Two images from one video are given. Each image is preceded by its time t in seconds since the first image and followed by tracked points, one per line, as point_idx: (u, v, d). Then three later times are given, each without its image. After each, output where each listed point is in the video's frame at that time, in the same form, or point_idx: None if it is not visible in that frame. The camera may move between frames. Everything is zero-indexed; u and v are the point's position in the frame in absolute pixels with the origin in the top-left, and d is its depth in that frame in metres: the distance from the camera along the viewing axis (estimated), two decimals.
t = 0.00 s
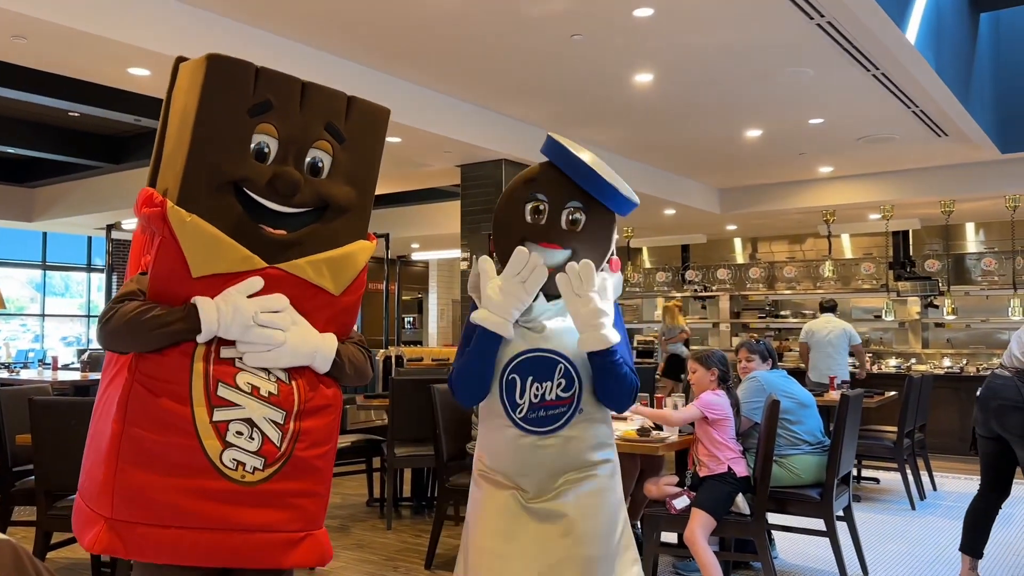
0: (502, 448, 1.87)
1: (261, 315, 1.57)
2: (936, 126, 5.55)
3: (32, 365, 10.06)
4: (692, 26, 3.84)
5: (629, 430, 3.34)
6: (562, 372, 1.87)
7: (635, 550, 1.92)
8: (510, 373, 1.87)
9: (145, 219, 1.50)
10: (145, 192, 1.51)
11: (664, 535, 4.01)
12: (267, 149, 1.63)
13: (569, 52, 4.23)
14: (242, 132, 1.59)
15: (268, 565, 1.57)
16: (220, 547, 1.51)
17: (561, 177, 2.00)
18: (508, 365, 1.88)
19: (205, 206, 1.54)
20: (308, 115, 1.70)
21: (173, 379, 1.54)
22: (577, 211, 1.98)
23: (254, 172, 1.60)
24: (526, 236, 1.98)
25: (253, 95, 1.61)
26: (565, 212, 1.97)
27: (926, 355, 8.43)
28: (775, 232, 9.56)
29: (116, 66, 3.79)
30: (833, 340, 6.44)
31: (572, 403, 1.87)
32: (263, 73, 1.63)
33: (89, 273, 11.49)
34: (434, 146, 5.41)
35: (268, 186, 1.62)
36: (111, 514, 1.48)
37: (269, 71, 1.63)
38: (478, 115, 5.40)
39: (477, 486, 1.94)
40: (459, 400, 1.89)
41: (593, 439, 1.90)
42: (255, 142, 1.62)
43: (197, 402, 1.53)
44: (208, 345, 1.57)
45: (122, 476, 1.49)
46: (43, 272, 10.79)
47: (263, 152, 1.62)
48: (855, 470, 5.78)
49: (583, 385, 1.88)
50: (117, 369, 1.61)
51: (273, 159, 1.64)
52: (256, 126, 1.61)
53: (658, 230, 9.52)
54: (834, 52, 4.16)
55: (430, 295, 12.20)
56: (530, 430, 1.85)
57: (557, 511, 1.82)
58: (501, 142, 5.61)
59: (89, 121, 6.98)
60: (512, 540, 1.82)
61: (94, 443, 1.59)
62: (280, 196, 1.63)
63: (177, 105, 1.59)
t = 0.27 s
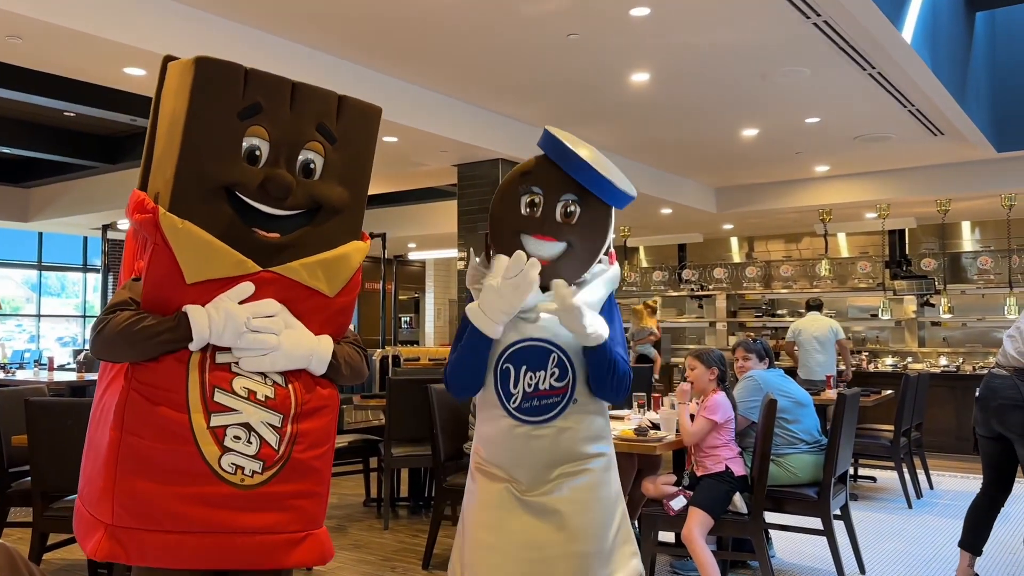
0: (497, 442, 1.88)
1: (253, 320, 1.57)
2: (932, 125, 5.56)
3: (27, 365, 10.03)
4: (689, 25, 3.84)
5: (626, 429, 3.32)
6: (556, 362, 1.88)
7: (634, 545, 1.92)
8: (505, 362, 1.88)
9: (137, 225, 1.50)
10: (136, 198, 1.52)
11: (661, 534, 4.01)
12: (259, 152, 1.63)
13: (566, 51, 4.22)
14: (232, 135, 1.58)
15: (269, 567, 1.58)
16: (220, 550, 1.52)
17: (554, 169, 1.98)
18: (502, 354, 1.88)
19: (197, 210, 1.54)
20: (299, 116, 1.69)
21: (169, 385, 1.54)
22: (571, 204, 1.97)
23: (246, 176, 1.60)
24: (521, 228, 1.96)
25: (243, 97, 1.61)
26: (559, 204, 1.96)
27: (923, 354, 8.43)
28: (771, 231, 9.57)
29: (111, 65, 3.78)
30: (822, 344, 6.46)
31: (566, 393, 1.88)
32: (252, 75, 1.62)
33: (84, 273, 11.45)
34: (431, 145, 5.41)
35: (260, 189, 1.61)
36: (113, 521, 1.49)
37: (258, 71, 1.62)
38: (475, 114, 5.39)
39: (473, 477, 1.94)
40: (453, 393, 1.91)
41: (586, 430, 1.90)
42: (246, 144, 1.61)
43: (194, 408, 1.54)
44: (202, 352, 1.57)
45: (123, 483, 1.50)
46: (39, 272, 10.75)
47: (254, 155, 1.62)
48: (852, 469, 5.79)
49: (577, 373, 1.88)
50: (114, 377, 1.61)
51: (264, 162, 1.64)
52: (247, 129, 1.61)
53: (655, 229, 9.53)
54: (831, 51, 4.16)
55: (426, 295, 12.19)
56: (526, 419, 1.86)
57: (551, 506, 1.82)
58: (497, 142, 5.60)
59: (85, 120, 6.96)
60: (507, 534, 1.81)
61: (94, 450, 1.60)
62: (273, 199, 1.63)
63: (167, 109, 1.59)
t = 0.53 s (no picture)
0: (491, 418, 2.00)
1: (247, 335, 1.58)
2: (930, 124, 5.55)
3: (24, 366, 10.00)
4: (687, 26, 3.84)
5: (624, 429, 3.33)
6: (545, 331, 1.99)
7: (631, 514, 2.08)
8: (497, 331, 1.99)
9: (132, 238, 1.51)
10: (132, 211, 1.53)
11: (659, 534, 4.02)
12: (252, 160, 1.64)
13: (563, 51, 4.23)
14: (224, 142, 1.59)
15: (274, 570, 1.63)
16: (225, 557, 1.57)
17: (550, 144, 2.05)
18: (495, 323, 2.00)
19: (192, 219, 1.56)
20: (291, 122, 1.70)
21: (169, 398, 1.56)
22: (566, 178, 2.04)
23: (240, 185, 1.61)
24: (518, 203, 2.04)
25: (235, 105, 1.61)
26: (554, 179, 2.03)
27: (920, 353, 8.44)
28: (769, 230, 9.58)
29: (109, 66, 3.77)
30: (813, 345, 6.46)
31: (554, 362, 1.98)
32: (243, 82, 1.63)
33: (81, 273, 11.43)
34: (429, 145, 5.41)
35: (253, 198, 1.63)
36: (118, 532, 1.52)
37: (249, 79, 1.63)
38: (472, 114, 5.39)
39: (468, 453, 2.06)
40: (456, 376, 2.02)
41: (577, 406, 1.99)
42: (239, 152, 1.62)
43: (195, 420, 1.56)
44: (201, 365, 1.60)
45: (127, 494, 1.52)
46: (36, 273, 10.72)
47: (248, 163, 1.63)
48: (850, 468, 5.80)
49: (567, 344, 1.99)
50: (112, 390, 1.62)
51: (258, 170, 1.65)
52: (240, 137, 1.62)
53: (653, 229, 9.53)
54: (828, 51, 4.17)
55: (424, 294, 12.18)
56: (516, 389, 1.97)
57: (544, 481, 1.95)
58: (495, 142, 5.60)
59: (82, 120, 6.95)
60: (502, 507, 1.96)
61: (96, 461, 1.62)
62: (267, 208, 1.64)
63: (159, 118, 1.60)
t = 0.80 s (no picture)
0: (487, 417, 2.01)
1: (222, 341, 1.57)
2: (927, 124, 5.56)
3: (23, 366, 9.99)
4: (685, 26, 3.84)
5: (623, 430, 3.33)
6: (538, 330, 1.98)
7: (627, 519, 2.05)
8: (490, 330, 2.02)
9: (124, 245, 1.54)
10: (124, 218, 1.55)
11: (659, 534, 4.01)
12: (241, 162, 1.64)
13: (561, 51, 4.23)
14: (212, 144, 1.60)
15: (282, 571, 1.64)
16: (232, 560, 1.57)
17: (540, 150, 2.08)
18: (489, 322, 2.03)
19: (181, 223, 1.57)
20: (278, 121, 1.69)
21: (169, 405, 1.56)
22: (555, 182, 2.05)
23: (228, 188, 1.61)
24: (509, 209, 2.07)
25: (220, 107, 1.62)
26: (542, 184, 2.05)
27: (918, 353, 8.46)
28: (767, 230, 9.59)
29: (107, 66, 3.77)
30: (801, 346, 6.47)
31: (547, 360, 1.98)
32: (226, 84, 1.63)
33: (79, 273, 11.42)
34: (427, 145, 5.40)
35: (243, 200, 1.63)
36: (125, 540, 1.52)
37: (233, 80, 1.63)
38: (471, 114, 5.39)
39: (465, 453, 2.08)
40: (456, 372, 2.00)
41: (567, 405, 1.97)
42: (227, 154, 1.63)
43: (197, 426, 1.57)
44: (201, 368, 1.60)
45: (132, 503, 1.53)
46: (34, 273, 10.70)
47: (236, 165, 1.64)
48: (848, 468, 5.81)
49: (558, 342, 1.98)
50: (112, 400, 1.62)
51: (247, 171, 1.65)
52: (226, 139, 1.62)
53: (651, 229, 9.54)
54: (826, 51, 4.17)
55: (422, 295, 12.18)
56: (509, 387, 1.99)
57: (535, 481, 1.94)
58: (493, 142, 5.60)
59: (80, 120, 6.94)
60: (495, 506, 1.96)
61: (101, 470, 1.62)
62: (258, 209, 1.64)
63: (147, 125, 1.61)
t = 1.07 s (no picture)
0: (491, 417, 2.00)
1: (207, 343, 1.56)
2: (926, 125, 5.56)
3: (21, 367, 9.98)
4: (684, 26, 3.85)
5: (622, 430, 3.33)
6: (543, 330, 1.98)
7: (629, 517, 2.04)
8: (494, 331, 2.02)
9: (112, 251, 1.56)
10: (111, 224, 1.58)
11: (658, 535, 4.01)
12: (220, 160, 1.64)
13: (561, 51, 4.22)
14: (189, 144, 1.61)
15: (296, 568, 1.64)
16: (243, 560, 1.57)
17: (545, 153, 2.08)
18: (493, 323, 2.02)
19: (162, 224, 1.58)
20: (253, 116, 1.69)
21: (169, 409, 1.56)
22: (559, 185, 2.05)
23: (207, 187, 1.62)
24: (514, 211, 2.07)
25: (194, 106, 1.63)
26: (547, 187, 2.05)
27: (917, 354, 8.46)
28: (766, 231, 9.60)
29: (105, 66, 3.76)
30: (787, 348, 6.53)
31: (552, 359, 1.97)
32: (198, 84, 1.64)
33: (78, 274, 11.41)
34: (426, 145, 5.40)
35: (225, 197, 1.63)
36: (135, 546, 1.52)
37: (203, 80, 1.64)
38: (470, 114, 5.39)
39: (467, 455, 2.06)
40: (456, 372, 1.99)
41: (570, 405, 1.99)
42: (205, 153, 1.63)
43: (198, 429, 1.56)
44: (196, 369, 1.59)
45: (139, 509, 1.53)
46: (32, 273, 10.69)
47: (215, 163, 1.64)
48: (847, 469, 5.82)
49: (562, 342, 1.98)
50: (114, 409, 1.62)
51: (226, 168, 1.65)
52: (203, 139, 1.63)
53: (650, 229, 9.54)
54: (826, 51, 4.17)
55: (421, 295, 12.17)
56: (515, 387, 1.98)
57: (540, 480, 1.94)
58: (492, 142, 5.60)
59: (79, 121, 6.93)
60: (500, 507, 1.96)
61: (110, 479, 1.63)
62: (239, 205, 1.64)
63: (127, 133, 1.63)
